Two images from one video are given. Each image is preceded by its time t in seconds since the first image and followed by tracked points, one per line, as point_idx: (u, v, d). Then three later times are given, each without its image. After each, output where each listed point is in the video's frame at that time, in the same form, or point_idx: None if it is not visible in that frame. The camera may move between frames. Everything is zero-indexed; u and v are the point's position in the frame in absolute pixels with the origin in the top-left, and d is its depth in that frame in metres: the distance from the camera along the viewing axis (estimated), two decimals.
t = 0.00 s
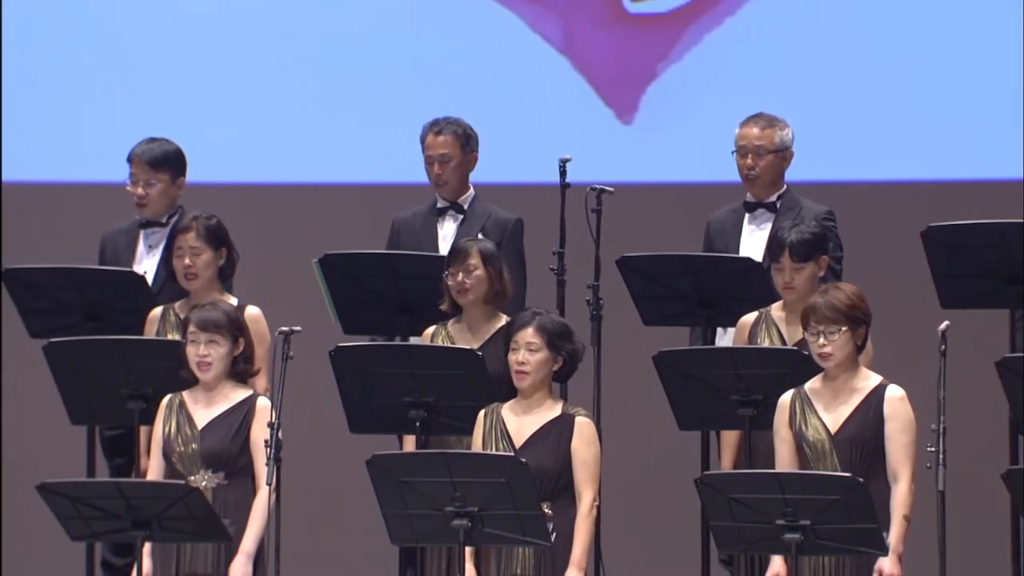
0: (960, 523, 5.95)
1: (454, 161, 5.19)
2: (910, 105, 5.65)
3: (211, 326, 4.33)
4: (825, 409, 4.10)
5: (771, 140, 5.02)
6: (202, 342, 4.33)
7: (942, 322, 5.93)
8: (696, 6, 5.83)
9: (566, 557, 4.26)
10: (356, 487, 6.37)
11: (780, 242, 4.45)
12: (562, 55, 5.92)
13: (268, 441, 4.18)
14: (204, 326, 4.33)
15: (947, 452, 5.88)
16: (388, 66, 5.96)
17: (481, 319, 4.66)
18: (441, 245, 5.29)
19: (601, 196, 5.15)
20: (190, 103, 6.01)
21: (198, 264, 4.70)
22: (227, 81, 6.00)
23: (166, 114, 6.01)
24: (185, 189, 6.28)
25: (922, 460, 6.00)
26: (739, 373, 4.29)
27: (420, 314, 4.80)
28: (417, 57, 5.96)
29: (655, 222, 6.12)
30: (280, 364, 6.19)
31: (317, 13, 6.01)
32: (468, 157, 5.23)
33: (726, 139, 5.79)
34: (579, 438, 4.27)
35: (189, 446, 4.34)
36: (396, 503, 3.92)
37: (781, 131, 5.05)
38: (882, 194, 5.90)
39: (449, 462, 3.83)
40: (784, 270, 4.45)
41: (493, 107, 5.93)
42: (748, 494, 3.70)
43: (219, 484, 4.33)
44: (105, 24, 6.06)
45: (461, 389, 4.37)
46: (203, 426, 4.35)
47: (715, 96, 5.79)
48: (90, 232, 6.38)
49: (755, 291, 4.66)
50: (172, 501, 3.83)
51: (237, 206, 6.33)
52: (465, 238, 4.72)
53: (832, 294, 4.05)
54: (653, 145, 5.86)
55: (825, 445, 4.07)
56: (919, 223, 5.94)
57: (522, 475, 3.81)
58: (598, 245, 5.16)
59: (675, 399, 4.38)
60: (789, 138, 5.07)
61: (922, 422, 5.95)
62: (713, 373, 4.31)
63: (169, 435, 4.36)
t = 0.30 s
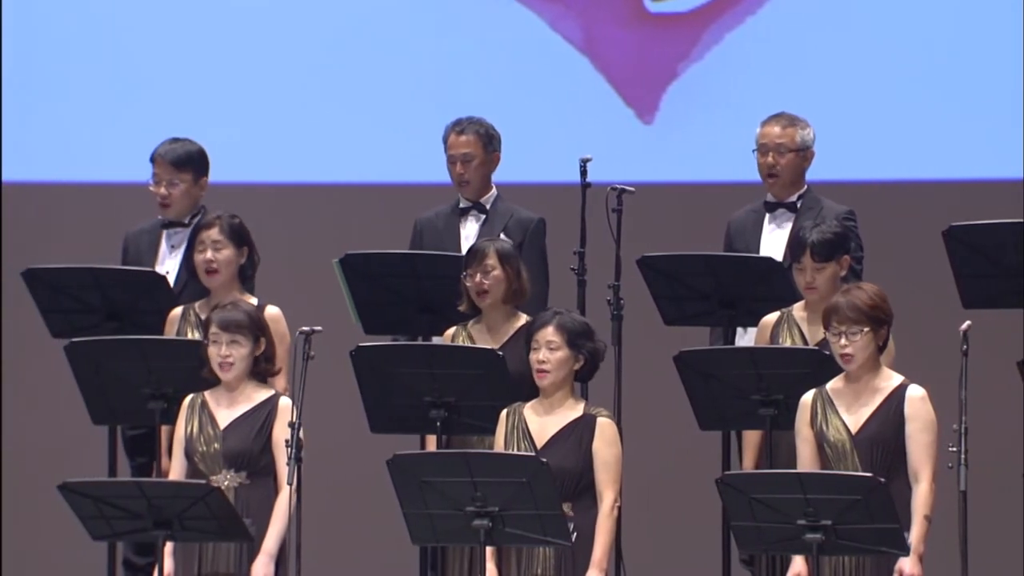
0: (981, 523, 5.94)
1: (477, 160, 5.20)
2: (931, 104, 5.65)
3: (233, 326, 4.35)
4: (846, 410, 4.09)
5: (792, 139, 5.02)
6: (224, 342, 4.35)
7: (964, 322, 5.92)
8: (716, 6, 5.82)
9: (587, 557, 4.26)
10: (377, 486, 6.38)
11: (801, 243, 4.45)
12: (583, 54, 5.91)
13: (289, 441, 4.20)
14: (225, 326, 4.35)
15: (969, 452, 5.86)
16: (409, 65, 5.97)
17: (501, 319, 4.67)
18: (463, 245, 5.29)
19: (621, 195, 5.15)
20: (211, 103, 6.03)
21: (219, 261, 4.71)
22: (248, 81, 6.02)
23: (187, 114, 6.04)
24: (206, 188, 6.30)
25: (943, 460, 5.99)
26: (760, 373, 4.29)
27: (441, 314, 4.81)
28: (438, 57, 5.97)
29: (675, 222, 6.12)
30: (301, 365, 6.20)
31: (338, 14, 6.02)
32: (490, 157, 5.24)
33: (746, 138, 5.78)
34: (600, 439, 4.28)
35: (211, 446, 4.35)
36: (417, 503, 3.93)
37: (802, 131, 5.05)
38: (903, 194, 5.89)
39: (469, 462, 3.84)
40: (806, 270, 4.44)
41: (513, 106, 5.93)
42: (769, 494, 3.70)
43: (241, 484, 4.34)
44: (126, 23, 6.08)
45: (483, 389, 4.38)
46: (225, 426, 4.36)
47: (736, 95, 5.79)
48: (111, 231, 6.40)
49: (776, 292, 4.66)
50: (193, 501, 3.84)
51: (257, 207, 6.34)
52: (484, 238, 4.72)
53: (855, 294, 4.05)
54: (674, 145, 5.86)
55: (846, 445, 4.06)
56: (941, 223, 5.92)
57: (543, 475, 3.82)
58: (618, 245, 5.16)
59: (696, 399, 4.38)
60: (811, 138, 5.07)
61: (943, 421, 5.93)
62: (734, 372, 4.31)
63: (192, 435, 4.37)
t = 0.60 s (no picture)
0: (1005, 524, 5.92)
1: (500, 160, 5.20)
2: (956, 102, 5.63)
3: (255, 324, 4.36)
4: (870, 410, 4.08)
5: (815, 136, 5.01)
6: (247, 340, 4.37)
7: (987, 322, 5.90)
8: (739, 6, 5.82)
9: (610, 557, 4.26)
10: (400, 486, 6.38)
11: (825, 242, 4.44)
12: (605, 54, 5.91)
13: (312, 441, 4.20)
14: (249, 323, 4.36)
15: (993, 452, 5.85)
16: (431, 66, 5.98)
17: (523, 319, 4.67)
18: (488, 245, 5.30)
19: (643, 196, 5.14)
20: (233, 104, 6.04)
21: (243, 260, 4.72)
22: (270, 82, 6.03)
23: (210, 114, 6.05)
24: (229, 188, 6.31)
25: (967, 460, 5.97)
26: (784, 373, 4.28)
27: (463, 314, 4.82)
28: (460, 57, 5.98)
29: (698, 222, 6.11)
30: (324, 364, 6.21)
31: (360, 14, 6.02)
32: (514, 156, 5.24)
33: (769, 138, 5.77)
34: (622, 439, 4.28)
35: (235, 446, 4.36)
36: (440, 503, 3.93)
37: (825, 129, 5.05)
38: (928, 193, 5.87)
39: (492, 462, 3.84)
40: (829, 270, 4.44)
41: (536, 105, 5.93)
42: (792, 494, 3.69)
43: (265, 484, 4.35)
44: (149, 23, 6.09)
45: (506, 389, 4.37)
46: (248, 425, 4.37)
47: (758, 95, 5.78)
48: (135, 231, 6.42)
49: (799, 292, 4.65)
50: (216, 500, 3.85)
51: (280, 207, 6.35)
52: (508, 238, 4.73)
53: (880, 294, 4.03)
54: (697, 144, 5.86)
55: (870, 445, 4.05)
56: (965, 222, 5.91)
57: (566, 475, 3.82)
58: (641, 245, 5.15)
59: (720, 399, 4.38)
60: (833, 137, 5.06)
61: (967, 421, 5.92)
62: (757, 373, 4.30)
63: (215, 434, 4.38)
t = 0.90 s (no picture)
0: None
1: (523, 159, 5.21)
2: (977, 102, 5.61)
3: (277, 325, 4.37)
4: (894, 410, 4.07)
5: (833, 134, 5.01)
6: (269, 341, 4.37)
7: (1010, 322, 5.88)
8: (761, 6, 5.81)
9: (631, 557, 4.26)
10: (421, 486, 6.39)
11: (848, 242, 4.43)
12: (626, 54, 5.90)
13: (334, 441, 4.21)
14: (270, 325, 4.38)
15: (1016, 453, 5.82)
16: (453, 66, 5.98)
17: (546, 319, 4.67)
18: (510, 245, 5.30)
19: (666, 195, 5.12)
20: (254, 104, 6.05)
21: (264, 260, 4.73)
22: (291, 82, 6.04)
23: (231, 114, 6.06)
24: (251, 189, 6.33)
25: (990, 461, 5.95)
26: (805, 373, 4.28)
27: (483, 315, 4.82)
28: (481, 57, 5.98)
29: (719, 222, 6.09)
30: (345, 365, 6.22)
31: (382, 14, 6.03)
32: (537, 156, 5.25)
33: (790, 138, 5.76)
34: (644, 439, 4.27)
35: (258, 446, 4.36)
36: (461, 503, 3.93)
37: (844, 128, 5.04)
38: (949, 194, 5.86)
39: (513, 462, 3.84)
40: (852, 270, 4.43)
41: (556, 105, 5.92)
42: (814, 495, 3.69)
43: (287, 485, 4.35)
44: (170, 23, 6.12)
45: (527, 389, 4.39)
46: (272, 425, 4.38)
47: (780, 95, 5.78)
48: (156, 231, 6.43)
49: (821, 292, 4.63)
50: (238, 500, 3.86)
51: (301, 207, 6.36)
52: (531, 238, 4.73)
53: (904, 293, 4.02)
54: (718, 144, 5.85)
55: (894, 445, 4.04)
56: (987, 222, 5.89)
57: (588, 475, 3.81)
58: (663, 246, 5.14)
59: (742, 399, 4.37)
60: (852, 136, 5.05)
61: (990, 422, 5.90)
62: (779, 373, 4.29)
63: (239, 434, 4.39)
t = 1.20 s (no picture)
0: None
1: (545, 157, 5.21)
2: (997, 101, 5.59)
3: (297, 325, 4.38)
4: (916, 408, 4.07)
5: (852, 133, 4.99)
6: (289, 342, 4.38)
7: None
8: (782, 5, 5.80)
9: (651, 557, 4.26)
10: (441, 485, 6.39)
11: (870, 241, 4.41)
12: (646, 53, 5.90)
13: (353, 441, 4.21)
14: (290, 325, 4.38)
15: None
16: (473, 66, 5.98)
17: (567, 319, 4.67)
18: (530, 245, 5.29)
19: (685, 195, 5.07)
20: (274, 104, 6.06)
21: (285, 259, 4.73)
22: (310, 82, 6.04)
23: (251, 114, 6.07)
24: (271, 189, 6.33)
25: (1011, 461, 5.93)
26: (826, 373, 4.27)
27: (504, 314, 4.83)
28: (502, 57, 5.98)
29: (739, 222, 6.09)
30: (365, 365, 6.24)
31: (400, 15, 6.03)
32: (558, 155, 5.25)
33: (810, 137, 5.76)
34: (664, 440, 4.26)
35: (279, 446, 4.37)
36: (481, 503, 3.93)
37: (863, 127, 5.02)
38: (971, 194, 5.84)
39: (533, 461, 3.83)
40: (874, 270, 4.42)
41: (576, 105, 5.91)
42: (834, 495, 3.68)
43: (306, 485, 4.35)
44: (189, 23, 6.11)
45: (547, 388, 4.39)
46: (294, 425, 4.39)
47: (800, 94, 5.77)
48: (176, 231, 6.44)
49: (843, 292, 4.62)
50: (258, 500, 3.86)
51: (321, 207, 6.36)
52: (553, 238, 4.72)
53: (926, 292, 4.01)
54: (738, 144, 5.84)
55: (916, 444, 4.04)
56: (1008, 222, 5.87)
57: (608, 475, 3.81)
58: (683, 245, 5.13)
59: (764, 398, 4.36)
60: (872, 135, 5.04)
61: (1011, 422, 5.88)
62: (799, 373, 4.29)
63: (261, 434, 4.40)
